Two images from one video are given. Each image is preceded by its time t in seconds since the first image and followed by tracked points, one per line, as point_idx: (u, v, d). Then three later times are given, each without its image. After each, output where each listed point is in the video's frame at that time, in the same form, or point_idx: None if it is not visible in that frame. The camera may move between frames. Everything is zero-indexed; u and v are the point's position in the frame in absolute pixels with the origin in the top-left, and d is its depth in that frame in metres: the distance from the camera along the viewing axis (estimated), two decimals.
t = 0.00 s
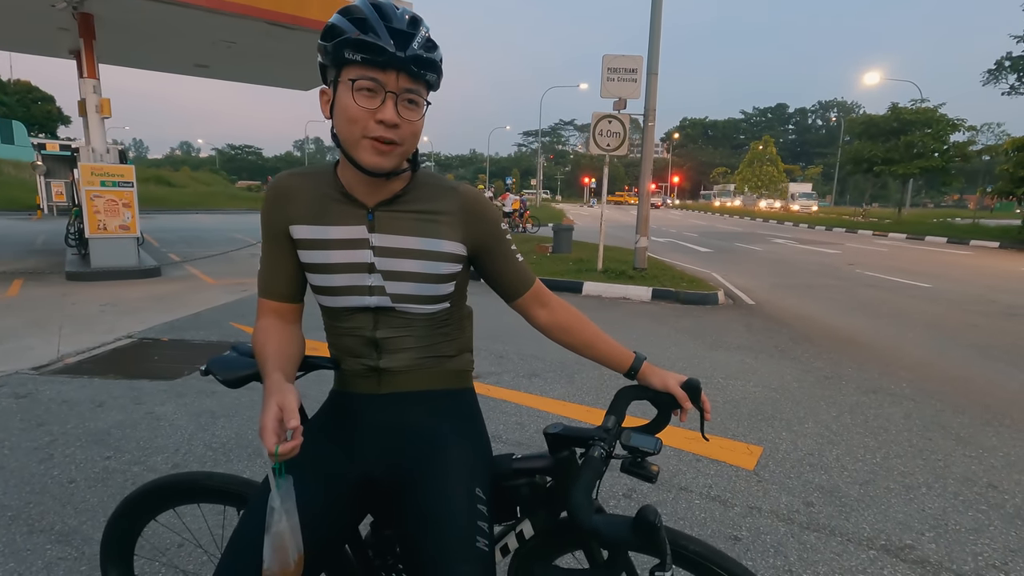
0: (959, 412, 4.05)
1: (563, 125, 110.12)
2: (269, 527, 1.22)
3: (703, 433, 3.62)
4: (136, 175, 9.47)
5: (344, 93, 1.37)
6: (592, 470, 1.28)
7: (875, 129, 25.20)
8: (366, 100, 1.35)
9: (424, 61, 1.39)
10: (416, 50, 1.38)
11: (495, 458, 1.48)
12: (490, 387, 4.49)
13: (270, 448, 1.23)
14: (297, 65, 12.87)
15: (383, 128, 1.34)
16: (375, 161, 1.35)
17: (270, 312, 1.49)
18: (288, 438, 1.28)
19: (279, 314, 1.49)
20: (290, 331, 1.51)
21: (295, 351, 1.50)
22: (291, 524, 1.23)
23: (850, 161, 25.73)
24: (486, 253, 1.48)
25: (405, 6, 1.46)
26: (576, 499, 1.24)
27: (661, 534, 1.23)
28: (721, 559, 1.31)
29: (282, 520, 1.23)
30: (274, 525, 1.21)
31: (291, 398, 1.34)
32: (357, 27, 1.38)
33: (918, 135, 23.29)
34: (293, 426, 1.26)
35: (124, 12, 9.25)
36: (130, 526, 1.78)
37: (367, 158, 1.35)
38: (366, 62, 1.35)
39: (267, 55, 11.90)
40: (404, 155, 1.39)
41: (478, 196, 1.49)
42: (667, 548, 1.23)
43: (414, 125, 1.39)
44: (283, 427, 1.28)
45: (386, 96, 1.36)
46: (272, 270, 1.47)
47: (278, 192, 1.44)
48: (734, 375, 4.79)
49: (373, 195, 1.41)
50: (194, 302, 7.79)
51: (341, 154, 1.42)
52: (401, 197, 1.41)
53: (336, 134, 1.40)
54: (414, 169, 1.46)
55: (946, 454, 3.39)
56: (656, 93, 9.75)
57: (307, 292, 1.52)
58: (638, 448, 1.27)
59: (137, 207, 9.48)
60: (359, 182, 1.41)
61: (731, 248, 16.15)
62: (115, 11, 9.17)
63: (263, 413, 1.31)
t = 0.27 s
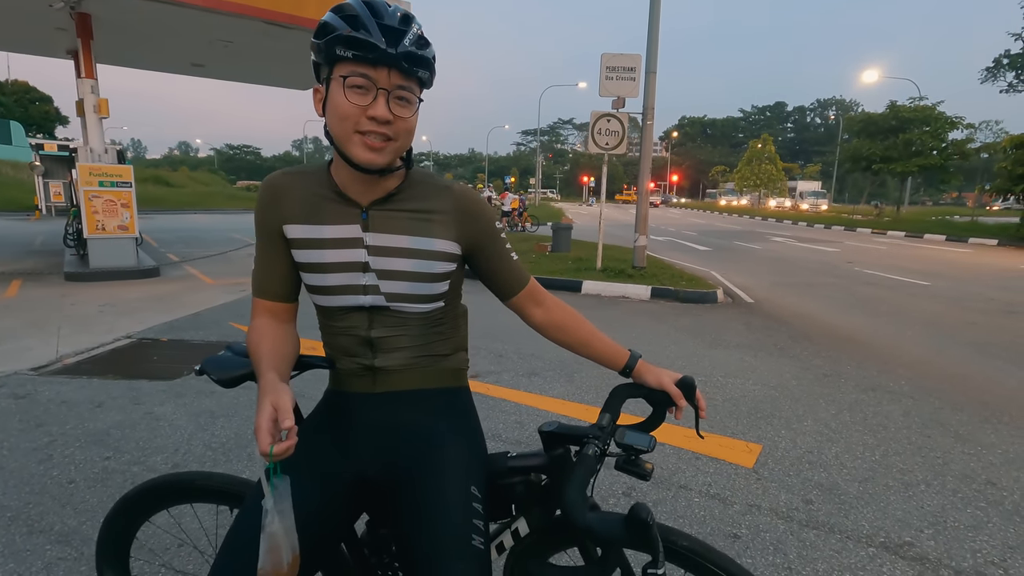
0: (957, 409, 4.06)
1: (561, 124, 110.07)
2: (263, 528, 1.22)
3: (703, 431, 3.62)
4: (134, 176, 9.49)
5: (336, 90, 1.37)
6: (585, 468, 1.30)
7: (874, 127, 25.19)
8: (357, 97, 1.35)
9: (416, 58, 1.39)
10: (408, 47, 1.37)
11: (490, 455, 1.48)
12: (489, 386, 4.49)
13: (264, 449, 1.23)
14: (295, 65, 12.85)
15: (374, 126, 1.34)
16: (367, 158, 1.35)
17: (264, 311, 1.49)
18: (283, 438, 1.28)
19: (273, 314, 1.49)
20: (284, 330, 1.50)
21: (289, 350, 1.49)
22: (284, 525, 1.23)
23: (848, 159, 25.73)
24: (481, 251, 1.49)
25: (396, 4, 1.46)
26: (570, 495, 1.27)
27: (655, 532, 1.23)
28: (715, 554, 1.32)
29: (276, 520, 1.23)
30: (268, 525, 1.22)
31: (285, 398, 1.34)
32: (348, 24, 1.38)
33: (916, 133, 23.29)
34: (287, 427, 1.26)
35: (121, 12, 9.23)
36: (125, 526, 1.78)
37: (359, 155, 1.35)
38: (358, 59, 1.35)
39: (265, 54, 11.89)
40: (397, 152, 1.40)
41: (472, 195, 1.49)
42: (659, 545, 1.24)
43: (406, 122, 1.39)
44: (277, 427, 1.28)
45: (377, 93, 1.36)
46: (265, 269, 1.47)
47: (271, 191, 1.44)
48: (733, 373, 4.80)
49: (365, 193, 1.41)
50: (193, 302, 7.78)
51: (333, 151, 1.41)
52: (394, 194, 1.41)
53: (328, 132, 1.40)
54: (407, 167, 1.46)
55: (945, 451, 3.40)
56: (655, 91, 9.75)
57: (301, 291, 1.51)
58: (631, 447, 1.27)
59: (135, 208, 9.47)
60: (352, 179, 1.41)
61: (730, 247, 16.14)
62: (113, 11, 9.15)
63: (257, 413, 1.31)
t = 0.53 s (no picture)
0: (957, 407, 4.07)
1: (560, 123, 110.05)
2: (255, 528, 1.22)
3: (703, 430, 3.62)
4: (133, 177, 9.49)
5: (328, 88, 1.37)
6: (577, 466, 1.29)
7: (873, 126, 25.20)
8: (349, 96, 1.36)
9: (409, 58, 1.39)
10: (400, 47, 1.37)
11: (484, 454, 1.48)
12: (489, 386, 4.49)
13: (256, 448, 1.24)
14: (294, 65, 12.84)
15: (366, 125, 1.35)
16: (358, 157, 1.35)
17: (257, 311, 1.49)
18: (274, 438, 1.28)
19: (265, 313, 1.49)
20: (276, 330, 1.50)
21: (281, 350, 1.49)
22: (277, 525, 1.23)
23: (848, 157, 25.74)
24: (474, 250, 1.49)
25: (390, 4, 1.46)
26: (561, 495, 1.26)
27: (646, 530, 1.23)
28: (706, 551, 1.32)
29: (268, 521, 1.23)
30: (261, 525, 1.22)
31: (276, 399, 1.34)
32: (342, 23, 1.38)
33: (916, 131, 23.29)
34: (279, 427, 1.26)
35: (120, 12, 9.22)
36: (118, 527, 1.78)
37: (350, 154, 1.35)
38: (350, 58, 1.35)
39: (264, 55, 11.88)
40: (389, 152, 1.40)
41: (464, 194, 1.49)
42: (650, 542, 1.24)
43: (398, 121, 1.39)
44: (268, 427, 1.28)
45: (369, 92, 1.36)
46: (257, 269, 1.47)
47: (263, 191, 1.44)
48: (733, 372, 4.80)
49: (357, 192, 1.42)
50: (192, 303, 7.78)
51: (325, 150, 1.42)
52: (386, 193, 1.42)
53: (320, 130, 1.40)
54: (399, 166, 1.46)
55: (945, 449, 3.40)
56: (654, 90, 9.75)
57: (293, 291, 1.51)
58: (623, 445, 1.28)
59: (134, 208, 9.47)
60: (343, 178, 1.41)
61: (729, 245, 16.14)
62: (112, 11, 9.15)
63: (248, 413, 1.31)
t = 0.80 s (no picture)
0: (958, 406, 4.06)
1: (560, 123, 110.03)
2: (248, 528, 1.22)
3: (703, 430, 3.62)
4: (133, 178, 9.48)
5: (320, 87, 1.37)
6: (572, 466, 1.29)
7: (873, 125, 25.19)
8: (341, 95, 1.36)
9: (400, 56, 1.39)
10: (392, 45, 1.37)
11: (480, 454, 1.48)
12: (489, 386, 4.49)
13: (249, 449, 1.24)
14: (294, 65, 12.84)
15: (358, 124, 1.35)
16: (350, 156, 1.35)
17: (251, 310, 1.48)
18: (267, 439, 1.28)
19: (260, 314, 1.49)
20: (271, 330, 1.50)
21: (276, 351, 1.49)
22: (269, 526, 1.23)
23: (848, 157, 25.73)
24: (469, 249, 1.49)
25: (382, 3, 1.46)
26: (555, 495, 1.26)
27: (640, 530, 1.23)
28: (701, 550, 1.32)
29: (261, 521, 1.23)
30: (254, 526, 1.22)
31: (270, 399, 1.34)
32: (333, 21, 1.38)
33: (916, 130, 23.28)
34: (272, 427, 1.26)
35: (119, 13, 9.23)
36: (114, 529, 1.78)
37: (343, 153, 1.35)
38: (342, 56, 1.35)
39: (264, 55, 11.88)
40: (382, 151, 1.40)
41: (458, 193, 1.49)
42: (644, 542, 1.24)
43: (390, 120, 1.39)
44: (262, 428, 1.28)
45: (361, 91, 1.36)
46: (251, 269, 1.47)
47: (257, 191, 1.44)
48: (734, 372, 4.80)
49: (350, 191, 1.42)
50: (192, 304, 7.77)
51: (318, 149, 1.42)
52: (379, 192, 1.42)
53: (313, 129, 1.40)
54: (392, 165, 1.46)
55: (945, 448, 3.40)
56: (654, 90, 9.74)
57: (288, 291, 1.51)
58: (618, 445, 1.27)
59: (134, 209, 9.47)
60: (336, 177, 1.41)
61: (729, 245, 16.13)
62: (112, 12, 9.15)
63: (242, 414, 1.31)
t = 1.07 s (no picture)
0: (956, 405, 4.07)
1: (559, 123, 110.05)
2: (242, 527, 1.22)
3: (701, 429, 3.63)
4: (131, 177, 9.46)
5: (318, 88, 1.36)
6: (570, 465, 1.29)
7: (871, 125, 25.22)
8: (339, 95, 1.35)
9: (399, 57, 1.38)
10: (391, 46, 1.37)
11: (478, 453, 1.48)
12: (488, 385, 4.49)
13: (245, 448, 1.23)
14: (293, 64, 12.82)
15: (356, 125, 1.34)
16: (348, 156, 1.35)
17: (249, 309, 1.48)
18: (264, 437, 1.27)
19: (258, 312, 1.48)
20: (269, 329, 1.49)
21: (273, 350, 1.49)
22: (262, 525, 1.23)
23: (846, 156, 25.75)
24: (467, 248, 1.49)
25: (381, 2, 1.45)
26: (553, 493, 1.25)
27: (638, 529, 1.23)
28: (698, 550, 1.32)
29: (254, 520, 1.22)
30: (245, 526, 1.21)
31: (266, 398, 1.34)
32: (331, 22, 1.37)
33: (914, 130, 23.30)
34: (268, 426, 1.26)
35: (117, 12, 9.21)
36: (111, 528, 1.77)
37: (340, 153, 1.35)
38: (340, 57, 1.35)
39: (262, 54, 11.86)
40: (380, 151, 1.40)
41: (457, 191, 1.48)
42: (642, 540, 1.24)
43: (389, 121, 1.39)
44: (258, 426, 1.28)
45: (360, 92, 1.36)
46: (249, 267, 1.46)
47: (255, 189, 1.43)
48: (732, 371, 4.80)
49: (347, 191, 1.41)
50: (191, 303, 7.76)
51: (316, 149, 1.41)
52: (377, 192, 1.41)
53: (310, 129, 1.40)
54: (390, 165, 1.46)
55: (944, 447, 3.41)
56: (653, 90, 9.74)
57: (286, 290, 1.51)
58: (617, 444, 1.27)
59: (132, 208, 9.45)
60: (333, 177, 1.41)
61: (728, 245, 16.15)
62: (110, 11, 9.13)
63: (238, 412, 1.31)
